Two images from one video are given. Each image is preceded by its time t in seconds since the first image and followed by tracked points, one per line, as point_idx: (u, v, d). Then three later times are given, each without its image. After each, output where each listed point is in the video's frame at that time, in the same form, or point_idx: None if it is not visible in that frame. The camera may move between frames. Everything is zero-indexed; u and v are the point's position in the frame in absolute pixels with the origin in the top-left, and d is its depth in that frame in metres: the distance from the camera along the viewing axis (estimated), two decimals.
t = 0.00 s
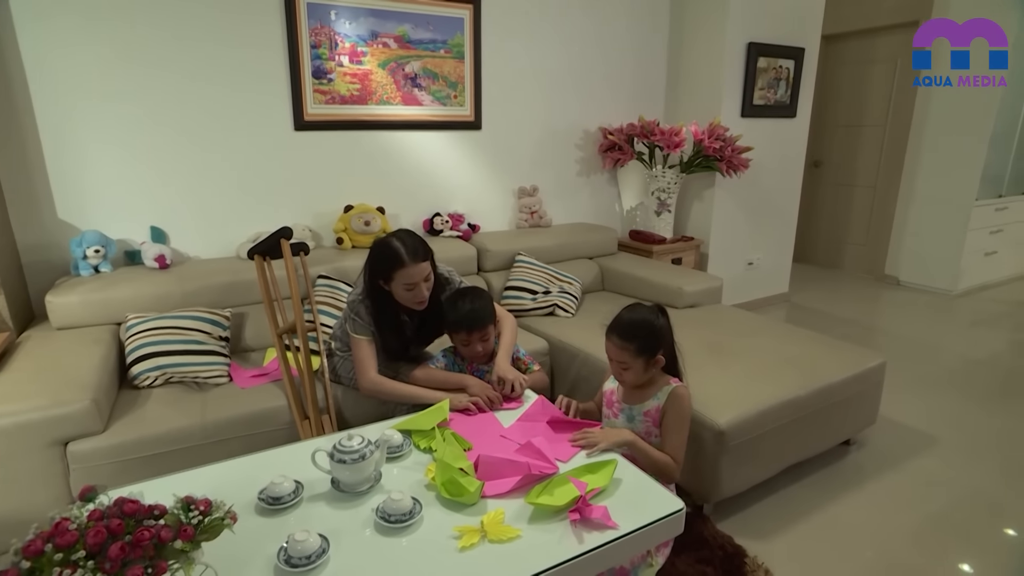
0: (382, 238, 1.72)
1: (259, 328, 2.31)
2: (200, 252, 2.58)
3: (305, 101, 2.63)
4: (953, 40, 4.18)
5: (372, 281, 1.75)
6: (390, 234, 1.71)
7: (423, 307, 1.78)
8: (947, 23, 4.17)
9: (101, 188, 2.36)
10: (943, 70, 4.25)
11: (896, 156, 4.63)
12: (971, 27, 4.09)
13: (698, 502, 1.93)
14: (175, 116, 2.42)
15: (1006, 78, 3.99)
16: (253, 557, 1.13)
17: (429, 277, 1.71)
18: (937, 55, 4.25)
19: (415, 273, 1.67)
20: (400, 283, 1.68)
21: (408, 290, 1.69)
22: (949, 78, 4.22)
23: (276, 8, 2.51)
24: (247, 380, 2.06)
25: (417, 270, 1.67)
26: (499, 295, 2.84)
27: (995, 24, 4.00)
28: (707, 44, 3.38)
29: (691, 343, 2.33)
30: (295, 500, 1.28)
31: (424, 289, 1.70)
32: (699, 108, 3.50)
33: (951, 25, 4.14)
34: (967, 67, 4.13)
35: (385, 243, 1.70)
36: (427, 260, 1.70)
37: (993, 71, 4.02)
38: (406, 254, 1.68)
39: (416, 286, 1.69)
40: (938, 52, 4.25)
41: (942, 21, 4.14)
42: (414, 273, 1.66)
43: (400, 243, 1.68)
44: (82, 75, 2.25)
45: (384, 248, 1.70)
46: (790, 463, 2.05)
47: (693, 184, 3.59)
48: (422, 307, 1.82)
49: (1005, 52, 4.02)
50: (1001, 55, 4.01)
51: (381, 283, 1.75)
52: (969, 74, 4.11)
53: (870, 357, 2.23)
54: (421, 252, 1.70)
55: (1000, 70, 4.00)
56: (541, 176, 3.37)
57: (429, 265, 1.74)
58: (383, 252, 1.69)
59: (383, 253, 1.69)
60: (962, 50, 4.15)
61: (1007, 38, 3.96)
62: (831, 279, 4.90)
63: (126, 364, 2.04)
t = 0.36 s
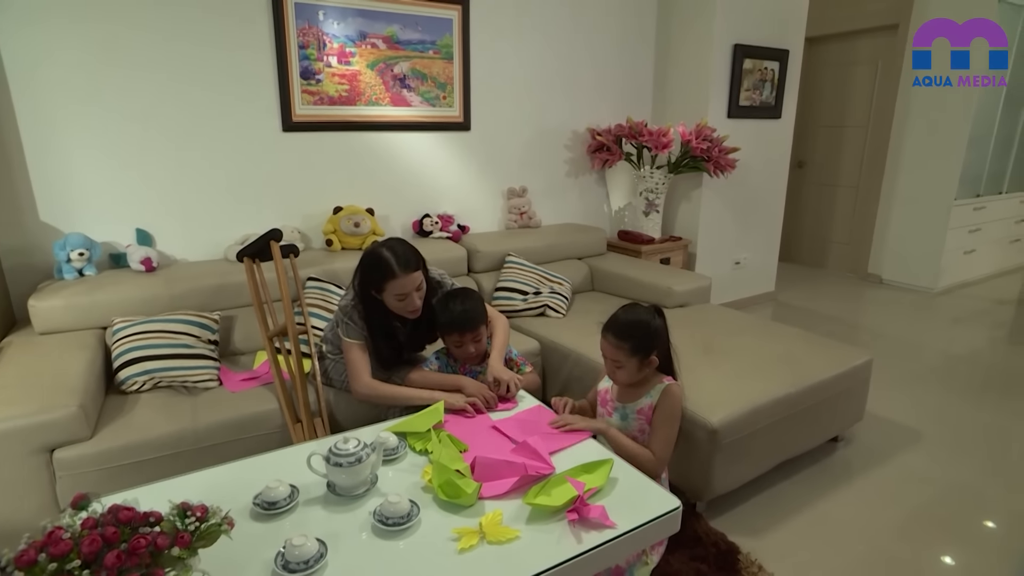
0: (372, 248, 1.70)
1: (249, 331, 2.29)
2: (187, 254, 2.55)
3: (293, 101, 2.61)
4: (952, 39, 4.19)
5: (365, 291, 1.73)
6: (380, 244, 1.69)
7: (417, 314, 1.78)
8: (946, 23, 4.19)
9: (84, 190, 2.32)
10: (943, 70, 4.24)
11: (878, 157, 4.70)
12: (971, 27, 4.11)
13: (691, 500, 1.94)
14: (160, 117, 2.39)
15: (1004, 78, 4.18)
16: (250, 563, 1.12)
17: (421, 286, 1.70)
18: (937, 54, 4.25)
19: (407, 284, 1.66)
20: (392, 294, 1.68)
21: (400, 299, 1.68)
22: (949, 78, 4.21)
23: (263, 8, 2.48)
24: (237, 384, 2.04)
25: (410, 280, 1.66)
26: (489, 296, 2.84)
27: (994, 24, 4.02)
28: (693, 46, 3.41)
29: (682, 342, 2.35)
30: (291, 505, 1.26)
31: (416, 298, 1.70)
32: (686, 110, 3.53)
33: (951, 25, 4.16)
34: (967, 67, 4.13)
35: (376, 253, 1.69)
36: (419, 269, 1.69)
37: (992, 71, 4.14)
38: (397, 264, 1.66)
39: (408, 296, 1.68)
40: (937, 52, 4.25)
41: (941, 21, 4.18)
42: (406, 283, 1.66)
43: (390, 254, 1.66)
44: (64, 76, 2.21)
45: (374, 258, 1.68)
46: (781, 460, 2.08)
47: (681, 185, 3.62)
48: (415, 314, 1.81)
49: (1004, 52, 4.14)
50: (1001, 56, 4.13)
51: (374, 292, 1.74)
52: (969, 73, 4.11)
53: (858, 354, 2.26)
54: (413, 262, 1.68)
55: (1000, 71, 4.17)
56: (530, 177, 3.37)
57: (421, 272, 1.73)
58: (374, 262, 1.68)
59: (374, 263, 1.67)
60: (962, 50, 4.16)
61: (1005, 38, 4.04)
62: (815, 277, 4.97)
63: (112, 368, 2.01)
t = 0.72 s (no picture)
0: (360, 249, 1.69)
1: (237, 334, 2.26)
2: (174, 257, 2.52)
3: (281, 103, 2.59)
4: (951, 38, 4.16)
5: (356, 293, 1.72)
6: (369, 245, 1.68)
7: (408, 315, 1.76)
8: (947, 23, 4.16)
9: (67, 193, 2.28)
10: (943, 70, 4.20)
11: (859, 157, 4.78)
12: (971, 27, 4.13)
13: (683, 498, 1.96)
14: (145, 118, 2.35)
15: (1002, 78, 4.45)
16: (246, 569, 1.10)
17: (411, 285, 1.69)
18: (937, 55, 4.21)
19: (396, 284, 1.64)
20: (383, 295, 1.66)
21: (391, 300, 1.67)
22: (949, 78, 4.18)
23: (249, 9, 2.46)
24: (226, 388, 2.02)
25: (399, 280, 1.65)
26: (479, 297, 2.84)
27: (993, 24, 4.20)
28: (679, 46, 3.44)
29: (671, 341, 2.37)
30: (286, 509, 1.25)
31: (407, 298, 1.68)
32: (672, 111, 3.55)
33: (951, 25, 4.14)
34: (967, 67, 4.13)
35: (364, 254, 1.68)
36: (408, 270, 1.68)
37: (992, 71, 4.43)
38: (386, 265, 1.65)
39: (398, 296, 1.66)
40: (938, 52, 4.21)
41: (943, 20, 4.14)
42: (396, 284, 1.64)
43: (378, 254, 1.65)
44: (45, 76, 2.16)
45: (362, 260, 1.68)
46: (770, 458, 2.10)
47: (668, 185, 3.65)
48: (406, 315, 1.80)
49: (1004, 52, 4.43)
50: (1000, 56, 4.40)
51: (364, 293, 1.73)
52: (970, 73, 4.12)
53: (844, 352, 2.30)
54: (402, 262, 1.67)
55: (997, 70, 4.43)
56: (519, 178, 3.38)
57: (411, 272, 1.72)
58: (363, 264, 1.67)
59: (363, 264, 1.66)
60: (962, 50, 4.16)
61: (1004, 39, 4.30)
62: (799, 276, 5.04)
63: (98, 374, 1.97)
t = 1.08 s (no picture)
0: (349, 249, 1.68)
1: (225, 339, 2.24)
2: (158, 261, 2.49)
3: (266, 104, 2.57)
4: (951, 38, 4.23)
5: (345, 294, 1.70)
6: (358, 245, 1.67)
7: (399, 316, 1.74)
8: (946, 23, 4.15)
9: (47, 196, 2.24)
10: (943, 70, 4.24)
11: (839, 158, 4.86)
12: (972, 28, 4.32)
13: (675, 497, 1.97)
14: (127, 120, 2.31)
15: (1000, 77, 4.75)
16: None
17: (402, 285, 1.67)
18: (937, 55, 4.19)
19: (387, 284, 1.63)
20: (373, 295, 1.64)
21: (381, 300, 1.65)
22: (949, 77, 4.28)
23: (234, 10, 2.44)
24: (215, 394, 1.99)
25: (389, 280, 1.63)
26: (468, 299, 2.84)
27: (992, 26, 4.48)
28: (664, 48, 3.47)
29: (660, 341, 2.39)
30: (281, 515, 1.24)
31: (398, 298, 1.67)
32: (658, 113, 3.58)
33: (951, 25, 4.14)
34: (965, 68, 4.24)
35: (353, 254, 1.66)
36: (398, 270, 1.67)
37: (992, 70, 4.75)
38: (376, 265, 1.64)
39: (388, 296, 1.65)
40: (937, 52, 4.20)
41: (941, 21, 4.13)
42: (386, 284, 1.63)
43: (368, 254, 1.64)
44: (23, 77, 2.12)
45: (351, 261, 1.66)
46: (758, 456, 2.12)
47: (654, 186, 3.68)
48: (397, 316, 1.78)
49: (1001, 52, 4.74)
50: (998, 56, 4.72)
51: (353, 294, 1.71)
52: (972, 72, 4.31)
53: (829, 350, 2.34)
54: (392, 262, 1.66)
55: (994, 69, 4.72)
56: (506, 180, 3.38)
57: (401, 273, 1.70)
58: (352, 265, 1.65)
59: (352, 264, 1.65)
60: (964, 49, 4.34)
61: (1002, 40, 4.59)
62: (782, 276, 5.11)
63: (82, 381, 1.94)
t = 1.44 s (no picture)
0: (341, 255, 1.67)
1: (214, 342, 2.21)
2: (145, 264, 2.45)
3: (255, 106, 2.55)
4: (951, 38, 4.48)
5: (337, 299, 1.69)
6: (349, 250, 1.66)
7: (392, 320, 1.74)
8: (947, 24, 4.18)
9: (29, 199, 2.19)
10: (943, 70, 4.48)
11: (824, 159, 4.92)
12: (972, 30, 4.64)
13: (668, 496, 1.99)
14: (112, 122, 2.28)
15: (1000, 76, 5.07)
16: None
17: (394, 290, 1.67)
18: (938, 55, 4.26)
19: (379, 289, 1.62)
20: (366, 301, 1.64)
21: (373, 306, 1.65)
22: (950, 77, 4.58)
23: (222, 10, 2.41)
24: (205, 398, 1.97)
25: (382, 285, 1.62)
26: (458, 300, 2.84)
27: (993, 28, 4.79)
28: (651, 49, 3.50)
29: (651, 342, 2.40)
30: (276, 520, 1.23)
31: (390, 303, 1.66)
32: (645, 115, 3.61)
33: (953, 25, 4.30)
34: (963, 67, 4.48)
35: (345, 259, 1.65)
36: (391, 274, 1.66)
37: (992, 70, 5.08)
38: (368, 270, 1.63)
39: (381, 301, 1.64)
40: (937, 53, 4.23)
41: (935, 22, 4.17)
42: (379, 289, 1.62)
43: (360, 259, 1.63)
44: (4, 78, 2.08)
45: (343, 266, 1.65)
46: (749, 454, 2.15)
47: (642, 187, 3.70)
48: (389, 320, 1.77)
49: (1003, 53, 5.08)
50: (999, 56, 5.06)
51: (345, 299, 1.70)
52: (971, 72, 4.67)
53: (818, 349, 2.37)
54: (384, 266, 1.65)
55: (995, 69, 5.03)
56: (495, 182, 3.39)
57: (393, 277, 1.70)
58: (344, 270, 1.64)
59: (344, 270, 1.63)
60: (965, 50, 4.66)
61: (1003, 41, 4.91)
62: (767, 276, 5.16)
63: (68, 386, 1.91)
